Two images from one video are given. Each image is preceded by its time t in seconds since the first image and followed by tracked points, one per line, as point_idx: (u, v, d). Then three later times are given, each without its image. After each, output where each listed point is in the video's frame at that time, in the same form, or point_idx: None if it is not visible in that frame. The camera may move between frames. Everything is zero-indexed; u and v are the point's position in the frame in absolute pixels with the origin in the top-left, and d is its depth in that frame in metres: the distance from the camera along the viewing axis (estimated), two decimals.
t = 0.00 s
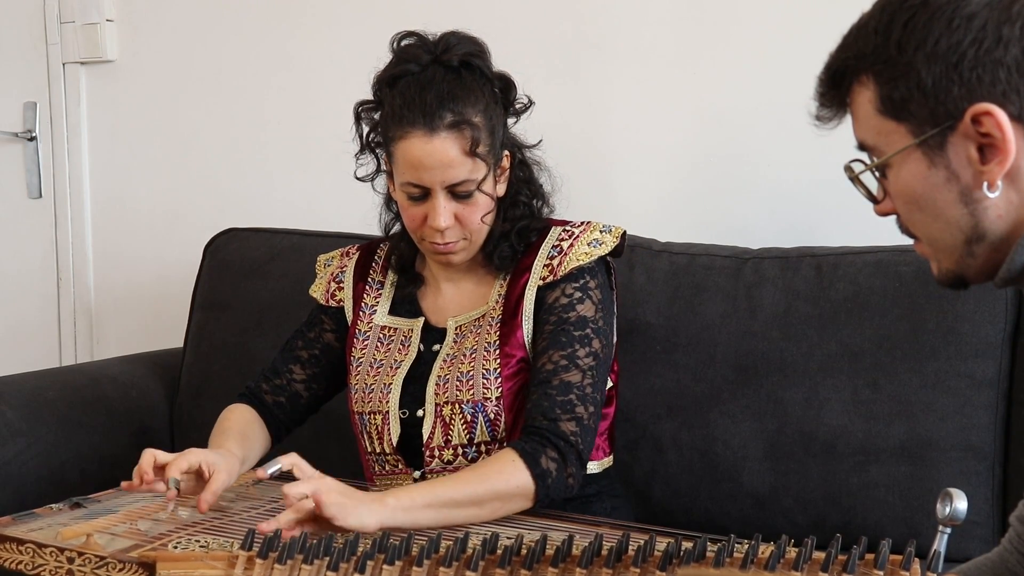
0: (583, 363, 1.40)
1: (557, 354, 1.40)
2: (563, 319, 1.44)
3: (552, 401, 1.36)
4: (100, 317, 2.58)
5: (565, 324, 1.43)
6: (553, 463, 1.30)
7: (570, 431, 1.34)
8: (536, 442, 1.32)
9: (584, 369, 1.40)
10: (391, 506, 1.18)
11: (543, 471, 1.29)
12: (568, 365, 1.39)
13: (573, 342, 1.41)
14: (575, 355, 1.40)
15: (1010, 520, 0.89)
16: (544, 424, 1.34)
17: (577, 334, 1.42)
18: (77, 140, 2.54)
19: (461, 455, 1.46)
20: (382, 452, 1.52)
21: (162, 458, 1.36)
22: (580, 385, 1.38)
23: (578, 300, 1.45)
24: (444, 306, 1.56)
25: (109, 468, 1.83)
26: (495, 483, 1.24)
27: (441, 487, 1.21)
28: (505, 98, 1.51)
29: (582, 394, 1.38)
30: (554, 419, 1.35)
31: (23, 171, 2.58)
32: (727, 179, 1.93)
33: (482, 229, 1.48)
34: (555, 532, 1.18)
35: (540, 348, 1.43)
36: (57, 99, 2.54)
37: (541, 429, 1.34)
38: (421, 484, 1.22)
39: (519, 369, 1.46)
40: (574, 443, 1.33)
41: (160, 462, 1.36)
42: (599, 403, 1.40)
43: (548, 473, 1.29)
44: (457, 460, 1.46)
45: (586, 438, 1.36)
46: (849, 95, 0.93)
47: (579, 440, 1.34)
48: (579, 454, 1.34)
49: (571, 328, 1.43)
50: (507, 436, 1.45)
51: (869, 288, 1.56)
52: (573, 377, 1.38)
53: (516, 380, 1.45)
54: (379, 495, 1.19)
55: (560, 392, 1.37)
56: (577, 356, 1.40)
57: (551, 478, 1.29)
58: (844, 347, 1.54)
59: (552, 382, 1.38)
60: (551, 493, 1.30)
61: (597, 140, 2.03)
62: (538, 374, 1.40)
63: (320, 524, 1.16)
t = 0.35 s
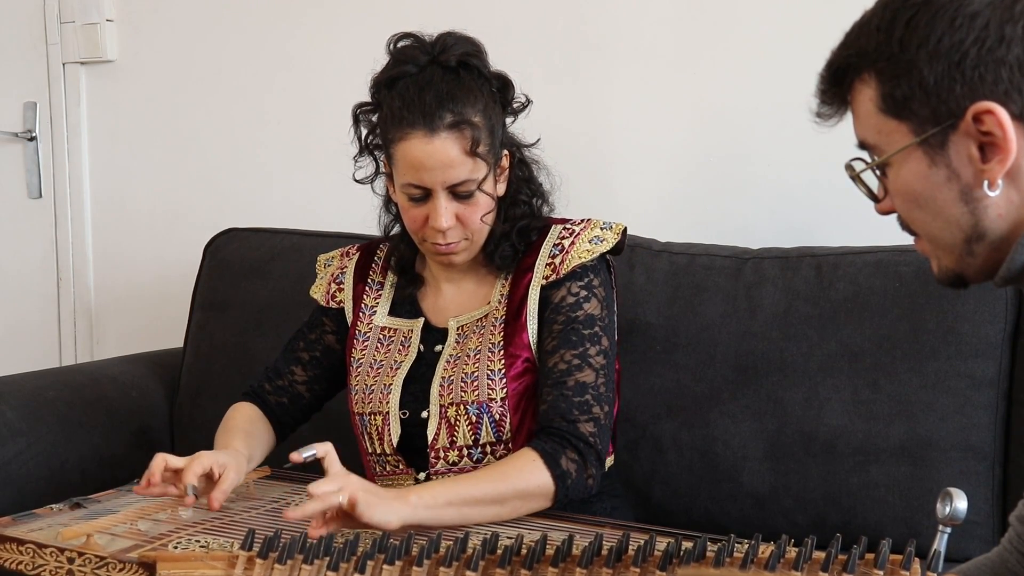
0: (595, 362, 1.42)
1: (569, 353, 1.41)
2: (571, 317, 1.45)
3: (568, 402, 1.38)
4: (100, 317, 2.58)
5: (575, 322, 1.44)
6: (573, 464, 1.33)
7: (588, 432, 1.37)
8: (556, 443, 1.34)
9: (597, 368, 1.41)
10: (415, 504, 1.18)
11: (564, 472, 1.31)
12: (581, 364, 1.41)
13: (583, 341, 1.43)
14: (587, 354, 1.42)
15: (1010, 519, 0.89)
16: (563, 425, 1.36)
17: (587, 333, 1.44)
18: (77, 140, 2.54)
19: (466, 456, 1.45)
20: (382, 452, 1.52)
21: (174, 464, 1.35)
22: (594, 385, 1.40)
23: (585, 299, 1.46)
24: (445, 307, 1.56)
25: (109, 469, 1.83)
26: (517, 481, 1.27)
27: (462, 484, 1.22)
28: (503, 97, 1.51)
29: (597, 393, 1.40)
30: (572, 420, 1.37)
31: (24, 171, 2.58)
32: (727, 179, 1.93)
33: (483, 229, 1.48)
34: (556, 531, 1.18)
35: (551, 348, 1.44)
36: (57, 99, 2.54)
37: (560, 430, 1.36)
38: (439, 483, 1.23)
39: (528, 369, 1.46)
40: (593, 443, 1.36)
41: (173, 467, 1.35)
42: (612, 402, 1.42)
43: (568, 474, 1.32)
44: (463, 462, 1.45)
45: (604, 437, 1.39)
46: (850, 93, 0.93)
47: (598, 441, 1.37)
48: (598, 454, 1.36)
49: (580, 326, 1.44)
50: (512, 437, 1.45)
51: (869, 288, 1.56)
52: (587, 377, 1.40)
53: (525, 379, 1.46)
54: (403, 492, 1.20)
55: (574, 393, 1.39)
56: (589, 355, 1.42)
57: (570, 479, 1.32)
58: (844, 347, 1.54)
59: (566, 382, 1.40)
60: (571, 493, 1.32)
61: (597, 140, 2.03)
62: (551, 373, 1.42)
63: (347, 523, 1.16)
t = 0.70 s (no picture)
0: (606, 356, 1.42)
1: (580, 350, 1.42)
2: (578, 314, 1.45)
3: (584, 398, 1.38)
4: (100, 317, 2.58)
5: (581, 319, 1.44)
6: (594, 458, 1.33)
7: (606, 426, 1.37)
8: (575, 439, 1.34)
9: (608, 362, 1.42)
10: (437, 501, 1.19)
11: (584, 467, 1.32)
12: (592, 359, 1.41)
13: (592, 336, 1.43)
14: (598, 349, 1.42)
15: (1010, 519, 0.89)
16: (581, 420, 1.36)
17: (595, 328, 1.44)
18: (77, 140, 2.54)
19: (470, 456, 1.45)
20: (383, 452, 1.52)
21: (184, 465, 1.34)
22: (607, 379, 1.40)
23: (589, 295, 1.47)
24: (445, 307, 1.56)
25: (109, 469, 1.83)
26: (537, 475, 1.27)
27: (484, 481, 1.23)
28: (501, 97, 1.51)
29: (611, 387, 1.40)
30: (589, 415, 1.37)
31: (23, 171, 2.58)
32: (727, 179, 1.93)
33: (484, 229, 1.48)
34: (556, 531, 1.18)
35: (560, 346, 1.43)
36: (57, 99, 2.54)
37: (578, 425, 1.36)
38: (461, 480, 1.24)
39: (538, 368, 1.47)
40: (612, 437, 1.36)
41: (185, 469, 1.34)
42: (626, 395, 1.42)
43: (589, 469, 1.32)
44: (468, 462, 1.45)
45: (622, 430, 1.39)
46: (850, 93, 0.93)
47: (616, 434, 1.37)
48: (618, 447, 1.37)
49: (588, 322, 1.44)
50: (516, 437, 1.45)
51: (869, 288, 1.56)
52: (599, 372, 1.40)
53: (534, 377, 1.47)
54: (425, 489, 1.21)
55: (589, 389, 1.39)
56: (599, 350, 1.42)
57: (592, 474, 1.32)
58: (844, 347, 1.54)
59: (579, 379, 1.40)
60: (593, 487, 1.33)
61: (597, 140, 2.03)
62: (563, 371, 1.41)
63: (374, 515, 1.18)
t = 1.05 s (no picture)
0: (620, 358, 1.42)
1: (594, 353, 1.42)
2: (587, 317, 1.45)
3: (602, 401, 1.38)
4: (100, 317, 2.58)
5: (592, 321, 1.44)
6: (616, 459, 1.33)
7: (627, 427, 1.37)
8: (597, 441, 1.35)
9: (622, 363, 1.42)
10: (463, 501, 1.19)
11: (608, 468, 1.32)
12: (606, 361, 1.41)
13: (604, 338, 1.43)
14: (611, 351, 1.42)
15: (1010, 519, 0.89)
16: (602, 422, 1.37)
17: (607, 330, 1.44)
18: (77, 140, 2.54)
19: (475, 458, 1.45)
20: (383, 453, 1.52)
21: (190, 464, 1.36)
22: (623, 380, 1.41)
23: (597, 296, 1.47)
24: (445, 307, 1.56)
25: (109, 469, 1.83)
26: (562, 477, 1.28)
27: (512, 481, 1.24)
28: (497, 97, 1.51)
29: (627, 388, 1.40)
30: (610, 417, 1.37)
31: (23, 171, 2.58)
32: (728, 179, 1.93)
33: (485, 229, 1.48)
34: (556, 532, 1.18)
35: (573, 350, 1.43)
36: (57, 100, 2.54)
37: (598, 428, 1.36)
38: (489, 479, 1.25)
39: (548, 372, 1.48)
40: (633, 438, 1.37)
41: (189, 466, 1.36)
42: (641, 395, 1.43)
43: (612, 470, 1.33)
44: (472, 463, 1.45)
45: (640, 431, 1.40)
46: (850, 93, 0.93)
47: (637, 435, 1.38)
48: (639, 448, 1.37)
49: (599, 324, 1.44)
50: (521, 439, 1.44)
51: (869, 288, 1.56)
52: (615, 374, 1.41)
53: (545, 379, 1.47)
54: (451, 489, 1.21)
55: (607, 391, 1.39)
56: (612, 351, 1.42)
57: (614, 475, 1.33)
58: (844, 347, 1.54)
59: (596, 382, 1.40)
60: (616, 488, 1.34)
61: (597, 140, 2.03)
62: (578, 375, 1.42)
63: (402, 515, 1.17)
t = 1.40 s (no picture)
0: (632, 360, 1.42)
1: (606, 357, 1.42)
2: (596, 320, 1.44)
3: (619, 403, 1.38)
4: (100, 317, 2.58)
5: (602, 324, 1.44)
6: (637, 460, 1.33)
7: (645, 429, 1.38)
8: (618, 439, 1.35)
9: (634, 365, 1.42)
10: (491, 494, 1.21)
11: (628, 468, 1.32)
12: (619, 364, 1.41)
13: (615, 341, 1.43)
14: (623, 353, 1.42)
15: (1011, 519, 0.89)
16: (622, 423, 1.37)
17: (616, 333, 1.44)
18: (77, 140, 2.54)
19: (476, 459, 1.45)
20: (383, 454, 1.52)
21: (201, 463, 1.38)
22: (636, 382, 1.41)
23: (603, 299, 1.46)
24: (446, 307, 1.56)
25: (109, 469, 1.83)
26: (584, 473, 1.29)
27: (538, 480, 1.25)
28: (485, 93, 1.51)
29: (641, 389, 1.41)
30: (627, 419, 1.37)
31: (23, 171, 2.58)
32: (728, 179, 1.93)
33: (494, 226, 1.48)
34: (556, 532, 1.18)
35: (584, 354, 1.43)
36: (57, 100, 2.54)
37: (618, 429, 1.36)
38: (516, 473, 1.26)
39: (551, 373, 1.47)
40: (652, 439, 1.37)
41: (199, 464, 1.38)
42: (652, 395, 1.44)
43: (632, 470, 1.33)
44: (473, 464, 1.45)
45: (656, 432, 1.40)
46: (850, 93, 0.93)
47: (654, 436, 1.38)
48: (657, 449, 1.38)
49: (609, 327, 1.44)
50: (523, 441, 1.44)
51: (869, 288, 1.56)
52: (628, 376, 1.41)
53: (548, 381, 1.47)
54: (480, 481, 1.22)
55: (622, 394, 1.39)
56: (624, 354, 1.42)
57: (635, 475, 1.33)
58: (844, 347, 1.54)
59: (611, 384, 1.40)
60: (635, 489, 1.34)
61: (597, 140, 2.03)
62: (592, 379, 1.41)
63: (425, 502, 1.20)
